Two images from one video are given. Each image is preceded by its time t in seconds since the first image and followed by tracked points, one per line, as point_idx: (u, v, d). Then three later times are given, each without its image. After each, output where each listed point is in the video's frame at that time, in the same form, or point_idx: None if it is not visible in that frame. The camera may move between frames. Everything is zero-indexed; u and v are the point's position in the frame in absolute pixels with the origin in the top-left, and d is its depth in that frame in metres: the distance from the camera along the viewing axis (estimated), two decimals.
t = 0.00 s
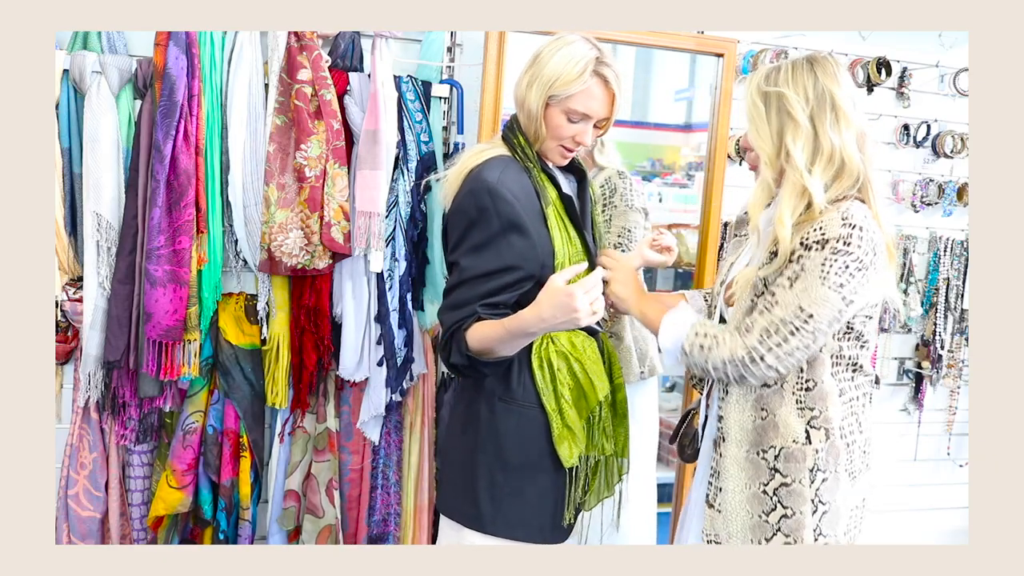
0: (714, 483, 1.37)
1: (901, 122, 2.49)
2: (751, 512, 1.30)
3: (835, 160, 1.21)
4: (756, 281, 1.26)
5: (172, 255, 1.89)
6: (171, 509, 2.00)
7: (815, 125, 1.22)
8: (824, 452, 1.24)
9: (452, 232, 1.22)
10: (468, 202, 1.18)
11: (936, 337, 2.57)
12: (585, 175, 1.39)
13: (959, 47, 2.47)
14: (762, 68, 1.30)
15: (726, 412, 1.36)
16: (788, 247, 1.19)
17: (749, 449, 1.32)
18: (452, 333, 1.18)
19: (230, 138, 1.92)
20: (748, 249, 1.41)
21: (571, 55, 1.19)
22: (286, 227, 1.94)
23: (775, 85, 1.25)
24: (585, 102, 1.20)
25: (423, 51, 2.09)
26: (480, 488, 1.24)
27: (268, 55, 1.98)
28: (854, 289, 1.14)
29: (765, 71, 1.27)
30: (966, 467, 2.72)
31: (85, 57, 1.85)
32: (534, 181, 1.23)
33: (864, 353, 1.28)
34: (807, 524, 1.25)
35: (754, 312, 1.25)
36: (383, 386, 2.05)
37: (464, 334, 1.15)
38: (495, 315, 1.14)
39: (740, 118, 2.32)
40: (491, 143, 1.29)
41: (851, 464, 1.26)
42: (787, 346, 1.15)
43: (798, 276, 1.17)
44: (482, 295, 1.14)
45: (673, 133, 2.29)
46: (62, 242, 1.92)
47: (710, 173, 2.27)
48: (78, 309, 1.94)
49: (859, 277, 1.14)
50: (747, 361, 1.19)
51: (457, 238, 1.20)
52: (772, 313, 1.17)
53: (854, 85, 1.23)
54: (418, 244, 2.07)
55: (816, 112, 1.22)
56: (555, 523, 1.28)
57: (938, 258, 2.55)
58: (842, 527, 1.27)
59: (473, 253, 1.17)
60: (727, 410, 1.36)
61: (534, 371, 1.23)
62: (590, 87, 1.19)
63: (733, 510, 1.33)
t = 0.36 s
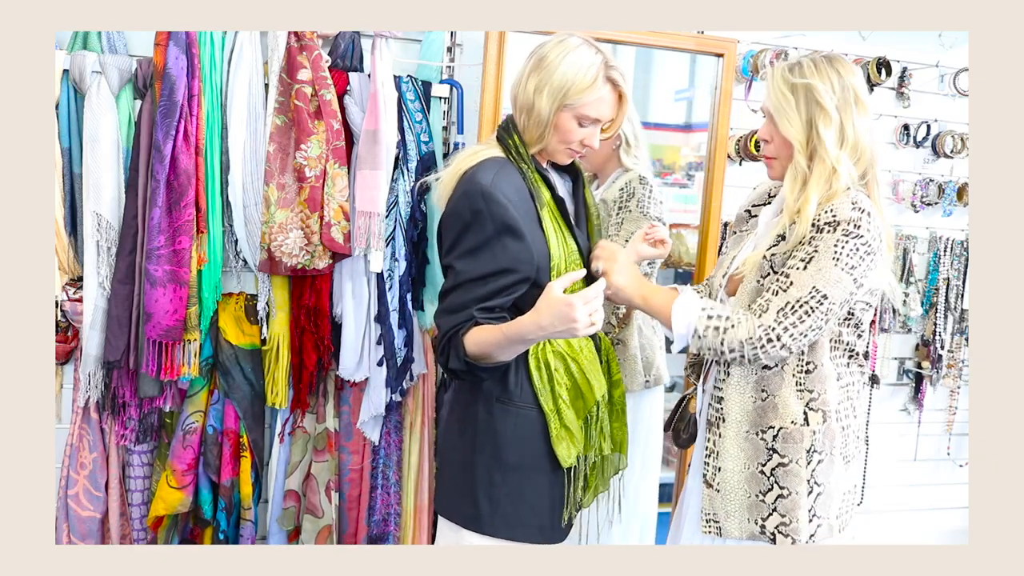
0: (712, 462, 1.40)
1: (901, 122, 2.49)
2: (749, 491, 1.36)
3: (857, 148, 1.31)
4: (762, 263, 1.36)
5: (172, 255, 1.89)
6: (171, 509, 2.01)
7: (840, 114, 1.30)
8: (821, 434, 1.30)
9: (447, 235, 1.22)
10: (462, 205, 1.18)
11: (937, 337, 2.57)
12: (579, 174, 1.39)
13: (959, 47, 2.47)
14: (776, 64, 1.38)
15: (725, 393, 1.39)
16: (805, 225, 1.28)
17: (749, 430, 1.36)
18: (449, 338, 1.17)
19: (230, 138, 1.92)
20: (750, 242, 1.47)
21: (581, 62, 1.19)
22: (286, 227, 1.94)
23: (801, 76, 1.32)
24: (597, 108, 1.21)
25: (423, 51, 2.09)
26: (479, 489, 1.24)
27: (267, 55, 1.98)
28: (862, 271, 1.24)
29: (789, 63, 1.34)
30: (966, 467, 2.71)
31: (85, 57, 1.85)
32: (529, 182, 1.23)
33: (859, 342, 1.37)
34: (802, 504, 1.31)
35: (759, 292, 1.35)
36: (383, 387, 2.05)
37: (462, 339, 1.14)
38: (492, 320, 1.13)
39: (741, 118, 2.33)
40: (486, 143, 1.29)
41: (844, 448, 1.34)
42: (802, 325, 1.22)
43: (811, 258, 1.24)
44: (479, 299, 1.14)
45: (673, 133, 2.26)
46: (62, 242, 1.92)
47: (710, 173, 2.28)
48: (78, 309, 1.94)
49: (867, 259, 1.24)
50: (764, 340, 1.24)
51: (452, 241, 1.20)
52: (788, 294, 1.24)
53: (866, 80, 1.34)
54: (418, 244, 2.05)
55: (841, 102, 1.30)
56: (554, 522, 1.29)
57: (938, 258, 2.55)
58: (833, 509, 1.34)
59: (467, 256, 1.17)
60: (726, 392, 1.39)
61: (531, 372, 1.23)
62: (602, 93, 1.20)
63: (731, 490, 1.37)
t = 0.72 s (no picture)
0: (714, 453, 1.40)
1: (901, 122, 2.49)
2: (752, 481, 1.36)
3: (860, 146, 1.33)
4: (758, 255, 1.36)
5: (172, 255, 1.89)
6: (172, 509, 2.01)
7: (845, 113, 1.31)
8: (820, 421, 1.33)
9: (445, 237, 1.22)
10: (459, 206, 1.18)
11: (937, 337, 2.57)
12: (576, 172, 1.39)
13: (959, 47, 2.47)
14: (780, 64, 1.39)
15: (725, 385, 1.39)
16: (802, 215, 1.29)
17: (750, 420, 1.36)
18: (450, 340, 1.16)
19: (230, 138, 1.92)
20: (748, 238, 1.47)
21: (596, 70, 1.21)
22: (286, 227, 1.94)
23: (806, 74, 1.32)
24: (610, 116, 1.23)
25: (424, 51, 2.09)
26: (477, 490, 1.24)
27: (267, 55, 1.98)
28: (851, 261, 1.25)
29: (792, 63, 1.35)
30: (966, 467, 2.71)
31: (86, 57, 1.85)
32: (526, 183, 1.23)
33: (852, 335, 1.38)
34: (805, 490, 1.32)
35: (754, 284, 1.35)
36: (383, 386, 2.05)
37: (463, 342, 1.14)
38: (492, 322, 1.13)
39: (741, 118, 2.33)
40: (485, 143, 1.29)
41: (842, 434, 1.37)
42: (786, 296, 1.22)
43: (805, 238, 1.26)
44: (478, 300, 1.14)
45: (674, 133, 2.25)
46: (62, 242, 1.92)
47: (710, 173, 2.28)
48: (78, 309, 1.94)
49: (858, 251, 1.25)
50: (746, 304, 1.23)
51: (450, 242, 1.20)
52: (777, 266, 1.24)
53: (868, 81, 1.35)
54: (418, 245, 2.05)
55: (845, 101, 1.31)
56: (552, 522, 1.29)
57: (937, 258, 2.55)
58: (834, 495, 1.36)
59: (465, 258, 1.17)
60: (726, 383, 1.39)
61: (529, 373, 1.23)
62: (614, 102, 1.23)
63: (735, 480, 1.37)
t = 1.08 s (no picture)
0: (711, 453, 1.40)
1: (901, 122, 2.49)
2: (750, 479, 1.36)
3: (853, 145, 1.33)
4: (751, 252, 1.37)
5: (172, 255, 1.89)
6: (171, 509, 2.01)
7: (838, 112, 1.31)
8: (815, 418, 1.32)
9: (447, 237, 1.22)
10: (462, 206, 1.18)
11: (937, 337, 2.57)
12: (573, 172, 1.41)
13: (959, 47, 2.47)
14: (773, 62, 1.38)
15: (721, 385, 1.38)
16: (794, 214, 1.29)
17: (746, 419, 1.36)
18: (454, 340, 1.16)
19: (230, 138, 1.92)
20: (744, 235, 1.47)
21: (600, 72, 1.21)
22: (286, 227, 1.94)
23: (800, 73, 1.32)
24: (613, 116, 1.24)
25: (423, 51, 2.09)
26: (480, 491, 1.24)
27: (267, 55, 1.98)
28: (845, 256, 1.25)
29: (787, 61, 1.34)
30: (966, 467, 2.71)
31: (85, 57, 1.85)
32: (528, 182, 1.23)
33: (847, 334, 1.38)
34: (803, 488, 1.32)
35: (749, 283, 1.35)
36: (383, 386, 2.05)
37: (468, 341, 1.13)
38: (497, 321, 1.13)
39: (741, 118, 2.33)
40: (486, 143, 1.29)
41: (839, 431, 1.37)
42: (778, 285, 1.22)
43: (798, 230, 1.26)
44: (480, 298, 1.14)
45: (673, 133, 2.25)
46: (61, 242, 1.92)
47: (710, 173, 2.28)
48: (78, 309, 1.94)
49: (852, 246, 1.25)
50: (735, 290, 1.23)
51: (452, 242, 1.20)
52: (770, 256, 1.24)
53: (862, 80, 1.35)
54: (418, 244, 2.04)
55: (839, 99, 1.31)
56: (554, 523, 1.29)
57: (938, 258, 2.55)
58: (832, 492, 1.36)
59: (468, 257, 1.17)
60: (721, 384, 1.38)
61: (531, 373, 1.23)
62: (617, 103, 1.23)
63: (732, 479, 1.37)
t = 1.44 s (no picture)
0: (709, 457, 1.40)
1: (901, 122, 2.49)
2: (748, 485, 1.36)
3: (856, 145, 1.32)
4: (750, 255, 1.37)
5: (172, 255, 1.89)
6: (171, 509, 2.01)
7: (840, 111, 1.31)
8: (814, 423, 1.32)
9: (449, 236, 1.22)
10: (464, 205, 1.18)
11: (937, 337, 2.57)
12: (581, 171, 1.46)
13: (959, 47, 2.47)
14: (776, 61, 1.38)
15: (719, 389, 1.39)
16: (791, 217, 1.29)
17: (745, 423, 1.36)
18: (454, 338, 1.16)
19: (230, 138, 1.92)
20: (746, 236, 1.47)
21: (592, 61, 1.21)
22: (286, 226, 1.94)
23: (803, 72, 1.32)
24: (608, 107, 1.23)
25: (424, 51, 2.08)
26: (481, 491, 1.24)
27: (267, 55, 1.98)
28: (842, 261, 1.25)
29: (790, 59, 1.34)
30: (966, 466, 2.71)
31: (85, 57, 1.85)
32: (531, 182, 1.23)
33: (848, 338, 1.38)
34: (802, 494, 1.31)
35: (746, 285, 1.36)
36: (383, 387, 2.05)
37: (468, 339, 1.13)
38: (497, 320, 1.13)
39: (741, 118, 2.33)
40: (490, 142, 1.29)
41: (839, 436, 1.36)
42: (773, 292, 1.22)
43: (795, 235, 1.26)
44: (480, 296, 1.14)
45: (673, 133, 2.25)
46: (61, 242, 1.92)
47: (710, 173, 2.28)
48: (78, 309, 1.94)
49: (851, 251, 1.25)
50: (728, 299, 1.23)
51: (453, 241, 1.20)
52: (765, 262, 1.24)
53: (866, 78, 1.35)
54: (418, 244, 2.06)
55: (841, 99, 1.31)
56: (555, 523, 1.29)
57: (938, 258, 2.55)
58: (831, 498, 1.36)
59: (469, 257, 1.17)
60: (720, 388, 1.39)
61: (533, 373, 1.23)
62: (613, 91, 1.22)
63: (731, 484, 1.38)
